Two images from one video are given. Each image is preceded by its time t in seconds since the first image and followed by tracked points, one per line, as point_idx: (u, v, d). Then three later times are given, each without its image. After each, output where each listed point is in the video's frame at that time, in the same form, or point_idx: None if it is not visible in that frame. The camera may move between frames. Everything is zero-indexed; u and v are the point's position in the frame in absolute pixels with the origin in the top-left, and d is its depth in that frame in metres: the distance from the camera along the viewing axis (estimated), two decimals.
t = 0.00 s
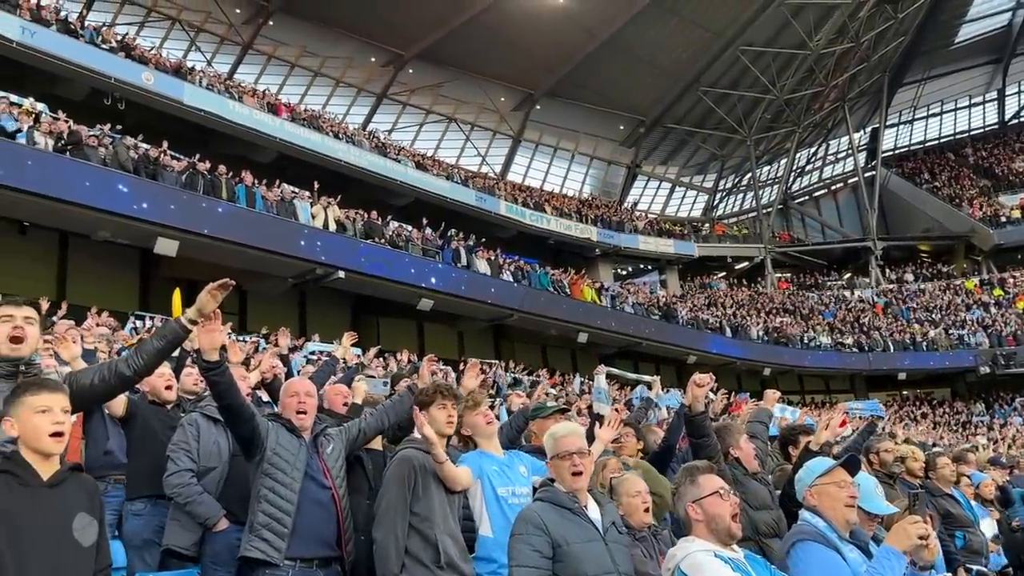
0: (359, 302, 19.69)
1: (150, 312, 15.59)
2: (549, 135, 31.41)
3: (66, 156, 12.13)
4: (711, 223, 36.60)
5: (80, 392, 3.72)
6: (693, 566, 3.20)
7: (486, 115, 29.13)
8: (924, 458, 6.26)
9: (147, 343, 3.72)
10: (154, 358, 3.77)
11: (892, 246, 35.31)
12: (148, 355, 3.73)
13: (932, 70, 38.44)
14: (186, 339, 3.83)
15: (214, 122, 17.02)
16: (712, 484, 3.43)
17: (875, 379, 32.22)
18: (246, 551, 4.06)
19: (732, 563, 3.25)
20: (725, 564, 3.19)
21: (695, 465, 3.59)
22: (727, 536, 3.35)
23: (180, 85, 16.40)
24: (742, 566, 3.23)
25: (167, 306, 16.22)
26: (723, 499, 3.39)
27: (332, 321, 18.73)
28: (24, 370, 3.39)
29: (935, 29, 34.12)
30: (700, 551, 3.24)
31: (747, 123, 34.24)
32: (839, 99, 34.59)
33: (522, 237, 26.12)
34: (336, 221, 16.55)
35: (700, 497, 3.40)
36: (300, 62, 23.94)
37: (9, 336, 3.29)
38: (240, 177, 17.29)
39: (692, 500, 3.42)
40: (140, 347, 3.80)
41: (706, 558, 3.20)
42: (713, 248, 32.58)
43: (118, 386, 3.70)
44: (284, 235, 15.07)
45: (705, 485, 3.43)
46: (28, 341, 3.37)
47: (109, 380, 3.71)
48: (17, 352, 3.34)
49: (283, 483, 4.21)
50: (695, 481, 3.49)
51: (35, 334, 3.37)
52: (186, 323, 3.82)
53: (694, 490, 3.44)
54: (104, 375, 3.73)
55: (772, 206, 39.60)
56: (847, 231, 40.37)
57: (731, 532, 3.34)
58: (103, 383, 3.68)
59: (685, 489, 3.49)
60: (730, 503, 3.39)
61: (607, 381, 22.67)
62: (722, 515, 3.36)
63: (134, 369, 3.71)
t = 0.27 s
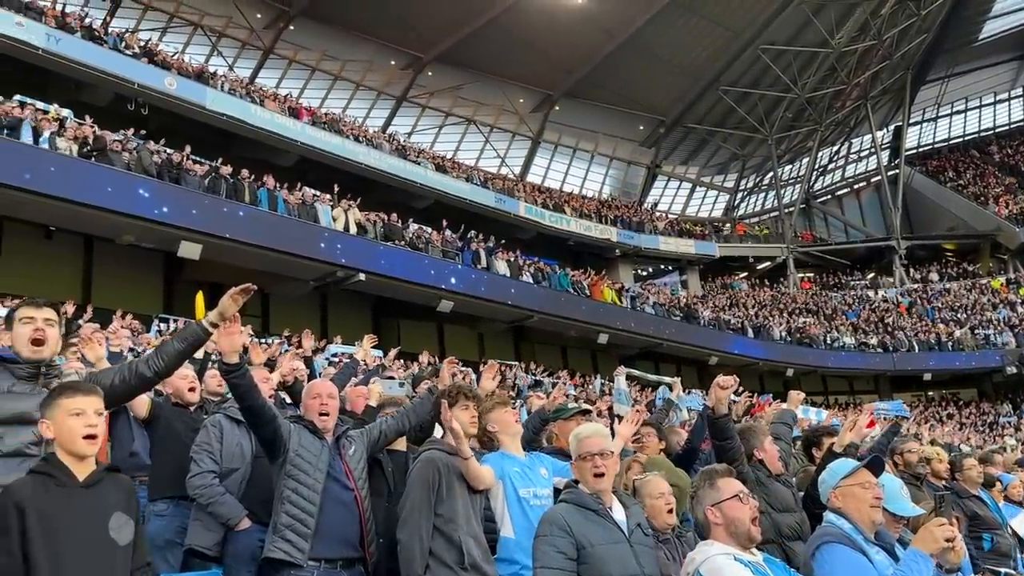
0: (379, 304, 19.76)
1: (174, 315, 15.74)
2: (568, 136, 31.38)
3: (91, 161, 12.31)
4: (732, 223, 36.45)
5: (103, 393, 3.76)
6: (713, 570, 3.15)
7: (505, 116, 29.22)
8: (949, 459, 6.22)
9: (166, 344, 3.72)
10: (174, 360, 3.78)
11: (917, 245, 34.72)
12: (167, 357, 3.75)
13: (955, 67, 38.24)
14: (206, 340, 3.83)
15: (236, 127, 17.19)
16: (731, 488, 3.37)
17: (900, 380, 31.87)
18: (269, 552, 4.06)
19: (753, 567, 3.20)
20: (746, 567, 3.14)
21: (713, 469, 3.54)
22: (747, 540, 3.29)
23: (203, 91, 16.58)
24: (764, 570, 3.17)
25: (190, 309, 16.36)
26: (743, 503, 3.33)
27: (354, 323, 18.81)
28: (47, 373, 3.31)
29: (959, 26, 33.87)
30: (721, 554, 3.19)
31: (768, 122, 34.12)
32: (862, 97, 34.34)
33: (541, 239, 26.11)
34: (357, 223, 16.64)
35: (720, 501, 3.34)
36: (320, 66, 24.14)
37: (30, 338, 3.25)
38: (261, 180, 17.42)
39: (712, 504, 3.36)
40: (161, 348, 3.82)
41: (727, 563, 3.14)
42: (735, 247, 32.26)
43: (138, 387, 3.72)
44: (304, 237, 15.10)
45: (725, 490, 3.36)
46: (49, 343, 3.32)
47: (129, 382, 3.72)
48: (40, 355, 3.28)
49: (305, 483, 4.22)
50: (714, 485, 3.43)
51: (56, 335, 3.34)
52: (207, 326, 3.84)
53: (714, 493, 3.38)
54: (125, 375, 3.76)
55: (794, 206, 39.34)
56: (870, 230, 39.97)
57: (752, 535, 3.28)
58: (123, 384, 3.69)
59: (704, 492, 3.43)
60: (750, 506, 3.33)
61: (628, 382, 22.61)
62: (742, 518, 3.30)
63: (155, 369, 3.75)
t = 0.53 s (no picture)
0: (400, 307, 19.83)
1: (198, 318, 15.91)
2: (588, 137, 31.35)
3: (116, 166, 12.49)
4: (755, 223, 36.22)
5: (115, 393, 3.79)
6: (735, 573, 3.11)
7: (525, 118, 29.25)
8: (978, 461, 6.15)
9: (181, 343, 3.81)
10: (189, 359, 3.87)
11: (943, 243, 34.17)
12: (182, 356, 3.83)
13: (982, 63, 37.68)
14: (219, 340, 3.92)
15: (259, 131, 17.33)
16: (755, 491, 3.32)
17: (926, 380, 31.45)
18: (292, 553, 4.09)
19: (776, 570, 3.17)
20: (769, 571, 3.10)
21: (738, 470, 3.49)
22: (771, 543, 3.26)
23: (226, 95, 16.74)
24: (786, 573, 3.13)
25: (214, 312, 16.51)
26: (767, 506, 3.29)
27: (375, 326, 18.87)
28: (62, 374, 3.28)
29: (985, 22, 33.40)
30: (745, 557, 3.15)
31: (790, 121, 33.85)
32: (886, 95, 33.96)
33: (562, 240, 26.06)
34: (378, 226, 16.72)
35: (743, 504, 3.29)
36: (341, 70, 24.35)
37: (44, 339, 3.21)
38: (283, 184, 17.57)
39: (735, 507, 3.31)
40: (175, 348, 3.89)
41: (750, 565, 3.11)
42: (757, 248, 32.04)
43: (153, 387, 3.78)
44: (325, 240, 15.13)
45: (749, 492, 3.31)
46: (64, 343, 3.27)
47: (143, 381, 3.79)
48: (56, 356, 3.24)
49: (327, 485, 4.24)
50: (738, 487, 3.38)
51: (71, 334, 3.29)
52: (222, 327, 3.90)
53: (737, 495, 3.33)
54: (139, 374, 3.81)
55: (817, 206, 39.01)
56: (896, 229, 39.49)
57: (776, 538, 3.25)
58: (138, 383, 3.76)
59: (728, 494, 3.39)
60: (775, 510, 3.29)
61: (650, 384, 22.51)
62: (766, 521, 3.26)
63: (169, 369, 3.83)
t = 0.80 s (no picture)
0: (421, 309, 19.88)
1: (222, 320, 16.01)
2: (608, 138, 31.33)
3: (139, 169, 12.66)
4: (777, 222, 36.00)
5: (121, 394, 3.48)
6: None
7: (545, 119, 29.27)
8: (1005, 463, 6.09)
9: (192, 341, 3.57)
10: (200, 358, 3.64)
11: (969, 242, 34.46)
12: (194, 355, 3.59)
13: (1008, 59, 37.25)
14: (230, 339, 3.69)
15: (281, 135, 17.47)
16: (783, 493, 3.29)
17: (953, 381, 31.06)
18: (315, 555, 4.09)
19: (804, 573, 3.13)
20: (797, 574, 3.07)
21: (764, 472, 3.47)
22: (799, 545, 3.23)
23: (248, 99, 16.90)
24: None
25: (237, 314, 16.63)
26: (795, 508, 3.26)
27: (396, 328, 18.91)
28: (75, 373, 3.27)
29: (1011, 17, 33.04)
30: (772, 560, 3.12)
31: (813, 120, 33.66)
32: (910, 92, 33.68)
33: (582, 241, 26.01)
34: (398, 228, 16.79)
35: (772, 506, 3.27)
36: (362, 73, 24.54)
37: (55, 339, 3.20)
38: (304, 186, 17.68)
39: (763, 509, 3.29)
40: (184, 345, 3.62)
41: (777, 568, 3.07)
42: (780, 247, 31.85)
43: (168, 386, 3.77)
44: (346, 242, 15.20)
45: (777, 494, 3.29)
46: (75, 343, 3.26)
47: (154, 380, 3.52)
48: (68, 356, 3.23)
49: (350, 487, 4.25)
50: (766, 489, 3.35)
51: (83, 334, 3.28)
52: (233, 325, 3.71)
53: (766, 497, 3.30)
54: (148, 375, 3.53)
55: (840, 205, 38.71)
56: (920, 228, 39.10)
57: (804, 541, 3.22)
58: (147, 383, 3.50)
59: (756, 496, 3.35)
60: (803, 512, 3.26)
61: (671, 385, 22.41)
62: (794, 524, 3.24)
63: (180, 368, 3.55)
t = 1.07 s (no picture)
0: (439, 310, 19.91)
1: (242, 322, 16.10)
2: (626, 138, 31.25)
3: (160, 173, 12.80)
4: (797, 222, 35.80)
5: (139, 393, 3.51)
6: None
7: (562, 119, 29.28)
8: None
9: (207, 342, 3.59)
10: (215, 358, 3.65)
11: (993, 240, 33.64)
12: (209, 355, 3.61)
13: None
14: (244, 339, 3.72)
15: (300, 137, 17.57)
16: (809, 494, 3.28)
17: (976, 381, 30.71)
18: (337, 556, 4.08)
19: None
20: None
21: (791, 473, 3.44)
22: (825, 547, 3.21)
23: (267, 103, 17.02)
24: None
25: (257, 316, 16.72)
26: (821, 510, 3.24)
27: (414, 329, 18.94)
28: (93, 375, 3.30)
29: None
30: (797, 561, 3.08)
31: (833, 118, 33.50)
32: (931, 90, 33.41)
33: (600, 242, 25.95)
34: (417, 229, 16.84)
35: (797, 507, 3.25)
36: (379, 76, 24.69)
37: (73, 340, 3.22)
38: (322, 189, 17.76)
39: (788, 510, 3.27)
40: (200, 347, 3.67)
41: (803, 570, 3.04)
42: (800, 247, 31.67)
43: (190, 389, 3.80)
44: (362, 243, 15.26)
45: (803, 495, 3.27)
46: (92, 345, 3.29)
47: (171, 382, 3.55)
48: (86, 357, 3.26)
49: (370, 488, 4.26)
50: (791, 490, 3.33)
51: (100, 335, 3.32)
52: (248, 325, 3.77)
53: (791, 499, 3.29)
54: (166, 376, 3.57)
55: (860, 203, 38.41)
56: (943, 227, 38.74)
57: (830, 542, 3.19)
58: (165, 384, 3.54)
59: (781, 497, 3.33)
60: (829, 514, 3.24)
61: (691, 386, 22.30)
62: (819, 525, 3.21)
63: (197, 369, 3.59)
